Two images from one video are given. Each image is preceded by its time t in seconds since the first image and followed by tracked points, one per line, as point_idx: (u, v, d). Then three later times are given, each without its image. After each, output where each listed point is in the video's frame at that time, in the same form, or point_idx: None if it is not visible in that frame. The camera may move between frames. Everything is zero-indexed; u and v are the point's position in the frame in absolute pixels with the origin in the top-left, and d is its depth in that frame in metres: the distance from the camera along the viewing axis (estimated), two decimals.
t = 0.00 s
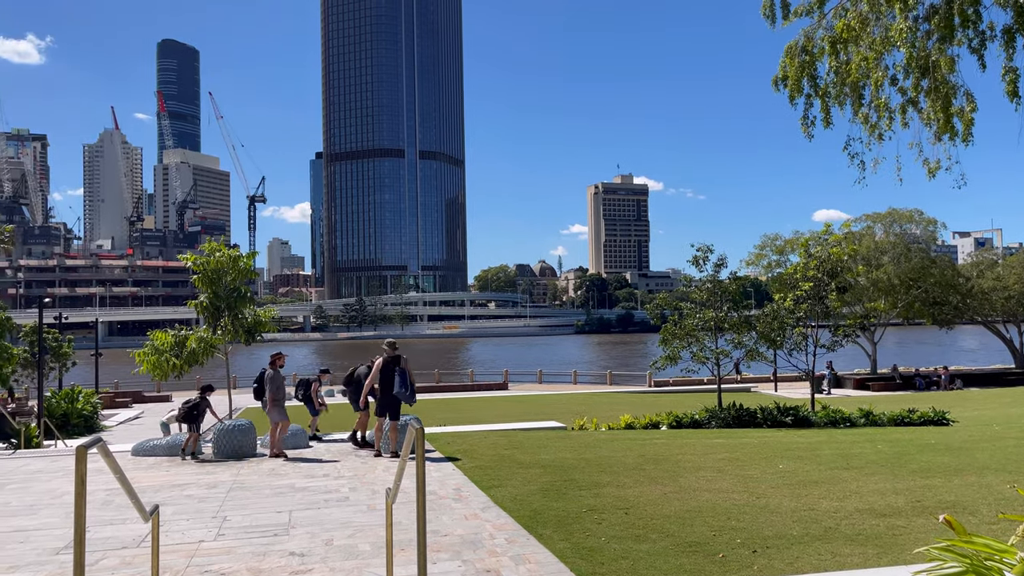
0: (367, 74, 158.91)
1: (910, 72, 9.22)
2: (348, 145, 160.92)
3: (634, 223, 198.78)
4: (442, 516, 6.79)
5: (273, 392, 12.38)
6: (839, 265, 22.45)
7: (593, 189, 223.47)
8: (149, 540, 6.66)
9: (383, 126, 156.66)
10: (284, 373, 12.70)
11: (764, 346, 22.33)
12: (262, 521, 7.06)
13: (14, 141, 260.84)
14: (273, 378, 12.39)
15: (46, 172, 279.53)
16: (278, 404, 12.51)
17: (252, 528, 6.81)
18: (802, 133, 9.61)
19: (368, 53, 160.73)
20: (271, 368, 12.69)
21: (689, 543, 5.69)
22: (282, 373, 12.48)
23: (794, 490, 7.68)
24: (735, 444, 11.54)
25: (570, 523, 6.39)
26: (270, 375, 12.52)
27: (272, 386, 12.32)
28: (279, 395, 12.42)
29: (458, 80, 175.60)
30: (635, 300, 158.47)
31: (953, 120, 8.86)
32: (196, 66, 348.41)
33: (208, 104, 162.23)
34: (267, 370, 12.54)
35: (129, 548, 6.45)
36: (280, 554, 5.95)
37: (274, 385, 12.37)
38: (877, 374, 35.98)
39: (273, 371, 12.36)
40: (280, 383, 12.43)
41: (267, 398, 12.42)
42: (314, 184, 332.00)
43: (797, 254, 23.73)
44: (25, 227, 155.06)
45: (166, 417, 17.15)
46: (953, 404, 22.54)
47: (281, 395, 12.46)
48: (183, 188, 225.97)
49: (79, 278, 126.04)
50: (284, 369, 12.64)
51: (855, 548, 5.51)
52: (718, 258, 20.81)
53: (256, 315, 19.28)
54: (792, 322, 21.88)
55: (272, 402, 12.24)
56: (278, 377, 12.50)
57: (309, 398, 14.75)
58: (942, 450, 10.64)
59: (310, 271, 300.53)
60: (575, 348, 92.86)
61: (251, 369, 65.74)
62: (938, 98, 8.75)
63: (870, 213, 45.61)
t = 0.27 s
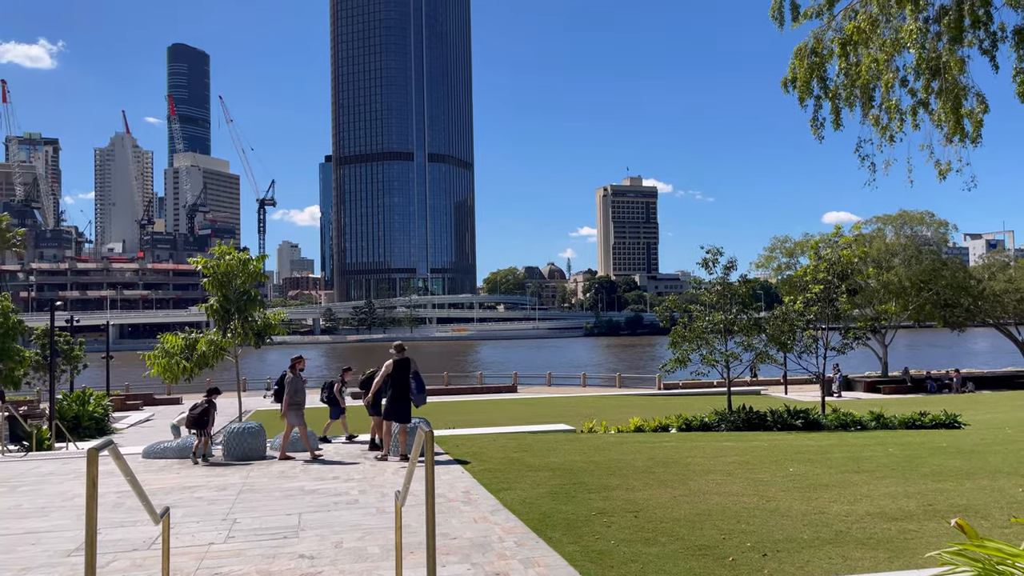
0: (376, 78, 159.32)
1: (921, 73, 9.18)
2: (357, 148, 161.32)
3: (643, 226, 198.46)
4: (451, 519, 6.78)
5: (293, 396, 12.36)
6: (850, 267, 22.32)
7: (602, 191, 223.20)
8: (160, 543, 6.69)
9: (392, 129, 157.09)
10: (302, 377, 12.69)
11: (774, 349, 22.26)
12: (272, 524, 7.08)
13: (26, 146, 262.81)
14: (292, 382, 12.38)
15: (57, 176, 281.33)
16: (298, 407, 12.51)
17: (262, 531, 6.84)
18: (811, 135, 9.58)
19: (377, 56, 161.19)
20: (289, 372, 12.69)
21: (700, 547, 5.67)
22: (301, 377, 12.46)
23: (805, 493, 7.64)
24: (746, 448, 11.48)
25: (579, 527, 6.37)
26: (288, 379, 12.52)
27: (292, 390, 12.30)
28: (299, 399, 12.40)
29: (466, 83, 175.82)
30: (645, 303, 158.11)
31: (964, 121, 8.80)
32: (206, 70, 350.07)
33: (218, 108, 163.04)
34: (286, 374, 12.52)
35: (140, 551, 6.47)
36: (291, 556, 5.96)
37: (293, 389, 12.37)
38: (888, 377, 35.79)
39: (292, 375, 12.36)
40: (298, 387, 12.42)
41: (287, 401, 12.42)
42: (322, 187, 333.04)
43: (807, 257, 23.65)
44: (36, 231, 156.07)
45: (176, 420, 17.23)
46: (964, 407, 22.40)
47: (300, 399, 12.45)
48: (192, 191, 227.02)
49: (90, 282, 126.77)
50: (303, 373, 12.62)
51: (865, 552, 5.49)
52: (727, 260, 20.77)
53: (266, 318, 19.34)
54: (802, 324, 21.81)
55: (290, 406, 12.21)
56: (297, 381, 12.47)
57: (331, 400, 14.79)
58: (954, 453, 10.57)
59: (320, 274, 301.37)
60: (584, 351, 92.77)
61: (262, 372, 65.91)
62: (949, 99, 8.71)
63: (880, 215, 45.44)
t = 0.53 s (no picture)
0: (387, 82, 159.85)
1: (933, 75, 9.13)
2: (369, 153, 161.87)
3: (655, 229, 197.87)
4: (464, 523, 6.79)
5: (318, 399, 12.42)
6: (863, 270, 22.18)
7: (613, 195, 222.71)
8: (174, 545, 6.73)
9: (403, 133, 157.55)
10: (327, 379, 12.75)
11: (786, 353, 22.19)
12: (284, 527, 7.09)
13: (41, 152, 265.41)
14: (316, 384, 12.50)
15: (72, 181, 284.06)
16: (321, 410, 12.58)
17: (275, 534, 6.86)
18: (824, 137, 9.53)
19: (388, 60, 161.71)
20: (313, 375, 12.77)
21: (712, 552, 5.64)
22: (325, 380, 12.52)
23: (818, 498, 7.59)
24: (758, 452, 11.44)
25: (592, 530, 6.37)
26: (313, 381, 12.59)
27: (317, 394, 12.38)
28: (324, 402, 12.46)
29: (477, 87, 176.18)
30: (656, 306, 157.67)
31: (979, 121, 8.75)
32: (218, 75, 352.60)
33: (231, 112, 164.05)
34: (311, 377, 12.61)
35: (154, 554, 6.50)
36: (303, 560, 5.97)
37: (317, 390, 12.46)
38: (901, 381, 35.52)
39: (317, 377, 12.44)
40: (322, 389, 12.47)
41: (311, 403, 12.51)
42: (333, 191, 334.50)
43: (820, 260, 23.54)
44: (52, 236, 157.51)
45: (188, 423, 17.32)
46: (980, 412, 22.20)
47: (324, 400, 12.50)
48: (205, 195, 228.49)
49: (105, 286, 127.70)
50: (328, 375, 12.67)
51: (879, 558, 5.45)
52: (739, 264, 20.73)
53: (278, 322, 19.41)
54: (815, 327, 21.73)
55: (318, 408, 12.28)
56: (322, 384, 12.53)
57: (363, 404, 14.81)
58: (969, 457, 10.48)
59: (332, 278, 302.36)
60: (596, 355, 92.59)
61: (274, 376, 66.17)
62: (962, 101, 8.68)
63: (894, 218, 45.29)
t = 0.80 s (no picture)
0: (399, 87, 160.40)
1: (946, 77, 9.08)
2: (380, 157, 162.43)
3: (666, 233, 197.28)
4: (475, 527, 6.78)
5: (338, 402, 12.41)
6: (876, 273, 22.07)
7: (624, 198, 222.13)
8: (186, 549, 6.75)
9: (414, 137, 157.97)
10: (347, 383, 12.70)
11: (799, 357, 22.09)
12: (296, 530, 7.11)
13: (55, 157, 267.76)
14: (336, 387, 12.47)
15: (85, 185, 286.32)
16: (340, 412, 12.57)
17: (286, 538, 6.88)
18: (837, 140, 9.49)
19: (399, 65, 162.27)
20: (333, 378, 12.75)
21: (725, 556, 5.61)
22: (345, 383, 12.51)
23: (831, 503, 7.54)
24: (770, 456, 11.38)
25: (603, 535, 6.34)
26: (332, 384, 12.59)
27: (338, 397, 12.37)
28: (344, 405, 12.44)
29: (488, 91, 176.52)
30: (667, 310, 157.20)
31: (992, 123, 8.71)
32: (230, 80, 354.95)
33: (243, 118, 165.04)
34: (331, 380, 12.59)
35: (167, 557, 6.52)
36: (314, 564, 5.97)
37: (336, 394, 12.42)
38: (916, 385, 35.23)
39: (336, 381, 12.42)
40: (342, 393, 12.44)
41: (330, 406, 12.49)
42: (344, 195, 335.69)
43: (832, 264, 23.44)
44: (66, 241, 158.87)
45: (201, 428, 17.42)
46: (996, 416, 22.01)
47: (344, 404, 12.48)
48: (216, 200, 229.74)
49: (118, 290, 128.64)
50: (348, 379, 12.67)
51: (894, 564, 5.40)
52: (751, 267, 20.64)
53: (290, 326, 19.48)
54: (828, 331, 21.63)
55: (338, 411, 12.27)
56: (342, 387, 12.53)
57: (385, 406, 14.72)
58: (985, 462, 10.38)
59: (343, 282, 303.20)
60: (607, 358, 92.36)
61: (286, 380, 66.42)
62: (976, 103, 8.63)
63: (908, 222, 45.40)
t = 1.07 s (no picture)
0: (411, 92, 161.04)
1: (961, 78, 9.02)
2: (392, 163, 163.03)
3: (677, 236, 196.81)
4: (487, 531, 6.78)
5: (360, 407, 12.42)
6: (889, 277, 21.96)
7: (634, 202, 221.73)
8: (199, 553, 6.77)
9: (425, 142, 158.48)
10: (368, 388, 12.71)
11: (812, 361, 21.99)
12: (307, 536, 7.11)
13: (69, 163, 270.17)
14: (356, 392, 12.50)
15: (99, 192, 288.59)
16: (360, 417, 12.58)
17: (298, 542, 6.88)
18: (850, 143, 9.44)
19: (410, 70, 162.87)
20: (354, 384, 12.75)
21: (738, 562, 5.59)
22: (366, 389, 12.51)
23: (844, 509, 7.50)
24: (784, 461, 11.31)
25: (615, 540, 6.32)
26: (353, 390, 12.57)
27: (359, 402, 12.37)
28: (366, 412, 12.46)
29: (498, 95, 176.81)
30: (679, 314, 156.51)
31: (1006, 126, 8.65)
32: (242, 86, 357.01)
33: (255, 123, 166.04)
34: (352, 386, 12.61)
35: (179, 561, 6.54)
36: (326, 568, 5.99)
37: (356, 399, 12.45)
38: (931, 390, 34.99)
39: (358, 386, 12.43)
40: (362, 398, 12.45)
41: (351, 410, 12.51)
42: (355, 200, 336.84)
43: (845, 268, 23.33)
44: (81, 247, 160.26)
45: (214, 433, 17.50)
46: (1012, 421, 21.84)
47: (364, 409, 12.51)
48: (228, 205, 231.09)
49: (132, 295, 129.57)
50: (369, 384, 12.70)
51: (910, 571, 5.35)
52: (763, 271, 20.53)
53: (302, 331, 19.55)
54: (840, 334, 21.53)
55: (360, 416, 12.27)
56: (364, 392, 12.54)
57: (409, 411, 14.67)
58: (1002, 467, 10.28)
59: (355, 287, 304.20)
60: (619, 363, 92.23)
61: (298, 384, 66.69)
62: (990, 106, 8.59)
63: (920, 224, 44.60)
